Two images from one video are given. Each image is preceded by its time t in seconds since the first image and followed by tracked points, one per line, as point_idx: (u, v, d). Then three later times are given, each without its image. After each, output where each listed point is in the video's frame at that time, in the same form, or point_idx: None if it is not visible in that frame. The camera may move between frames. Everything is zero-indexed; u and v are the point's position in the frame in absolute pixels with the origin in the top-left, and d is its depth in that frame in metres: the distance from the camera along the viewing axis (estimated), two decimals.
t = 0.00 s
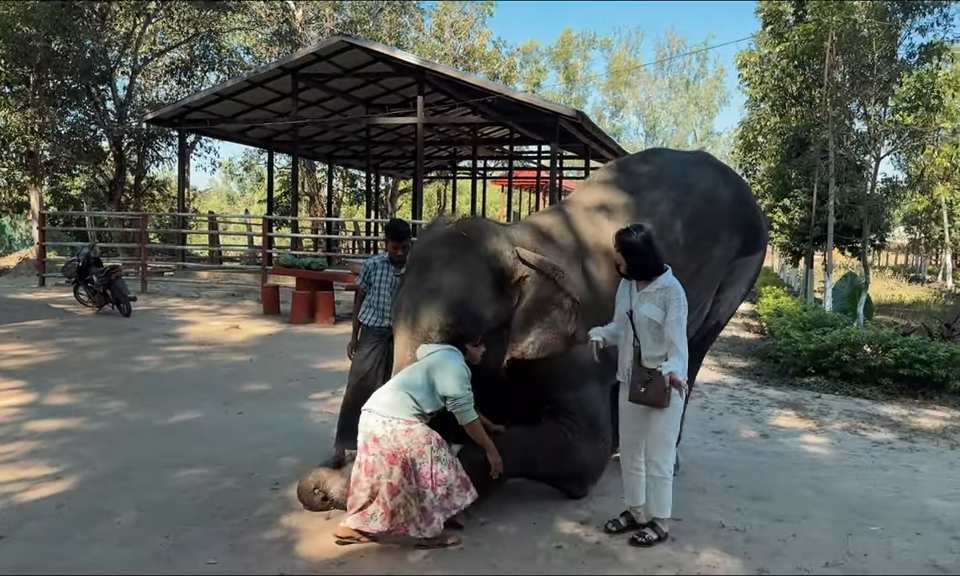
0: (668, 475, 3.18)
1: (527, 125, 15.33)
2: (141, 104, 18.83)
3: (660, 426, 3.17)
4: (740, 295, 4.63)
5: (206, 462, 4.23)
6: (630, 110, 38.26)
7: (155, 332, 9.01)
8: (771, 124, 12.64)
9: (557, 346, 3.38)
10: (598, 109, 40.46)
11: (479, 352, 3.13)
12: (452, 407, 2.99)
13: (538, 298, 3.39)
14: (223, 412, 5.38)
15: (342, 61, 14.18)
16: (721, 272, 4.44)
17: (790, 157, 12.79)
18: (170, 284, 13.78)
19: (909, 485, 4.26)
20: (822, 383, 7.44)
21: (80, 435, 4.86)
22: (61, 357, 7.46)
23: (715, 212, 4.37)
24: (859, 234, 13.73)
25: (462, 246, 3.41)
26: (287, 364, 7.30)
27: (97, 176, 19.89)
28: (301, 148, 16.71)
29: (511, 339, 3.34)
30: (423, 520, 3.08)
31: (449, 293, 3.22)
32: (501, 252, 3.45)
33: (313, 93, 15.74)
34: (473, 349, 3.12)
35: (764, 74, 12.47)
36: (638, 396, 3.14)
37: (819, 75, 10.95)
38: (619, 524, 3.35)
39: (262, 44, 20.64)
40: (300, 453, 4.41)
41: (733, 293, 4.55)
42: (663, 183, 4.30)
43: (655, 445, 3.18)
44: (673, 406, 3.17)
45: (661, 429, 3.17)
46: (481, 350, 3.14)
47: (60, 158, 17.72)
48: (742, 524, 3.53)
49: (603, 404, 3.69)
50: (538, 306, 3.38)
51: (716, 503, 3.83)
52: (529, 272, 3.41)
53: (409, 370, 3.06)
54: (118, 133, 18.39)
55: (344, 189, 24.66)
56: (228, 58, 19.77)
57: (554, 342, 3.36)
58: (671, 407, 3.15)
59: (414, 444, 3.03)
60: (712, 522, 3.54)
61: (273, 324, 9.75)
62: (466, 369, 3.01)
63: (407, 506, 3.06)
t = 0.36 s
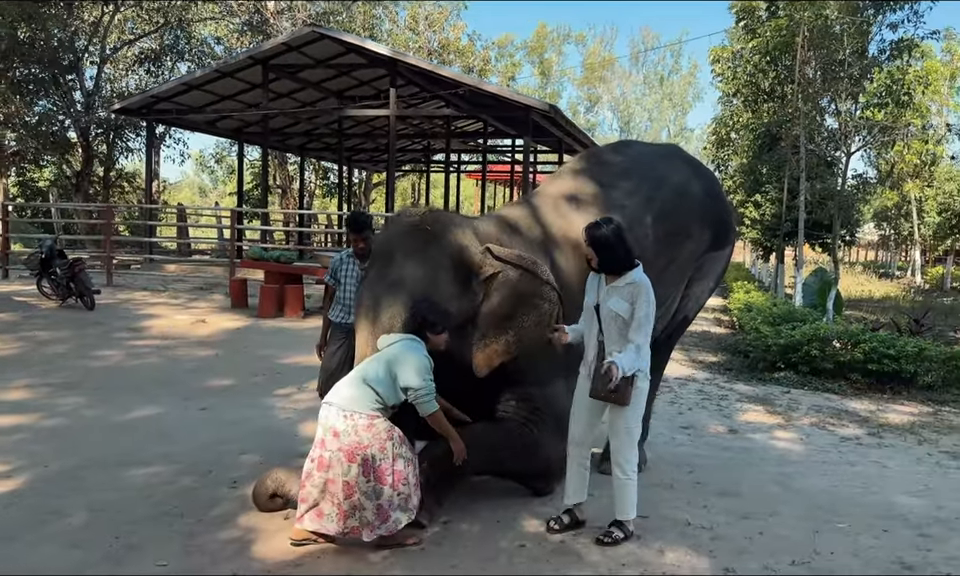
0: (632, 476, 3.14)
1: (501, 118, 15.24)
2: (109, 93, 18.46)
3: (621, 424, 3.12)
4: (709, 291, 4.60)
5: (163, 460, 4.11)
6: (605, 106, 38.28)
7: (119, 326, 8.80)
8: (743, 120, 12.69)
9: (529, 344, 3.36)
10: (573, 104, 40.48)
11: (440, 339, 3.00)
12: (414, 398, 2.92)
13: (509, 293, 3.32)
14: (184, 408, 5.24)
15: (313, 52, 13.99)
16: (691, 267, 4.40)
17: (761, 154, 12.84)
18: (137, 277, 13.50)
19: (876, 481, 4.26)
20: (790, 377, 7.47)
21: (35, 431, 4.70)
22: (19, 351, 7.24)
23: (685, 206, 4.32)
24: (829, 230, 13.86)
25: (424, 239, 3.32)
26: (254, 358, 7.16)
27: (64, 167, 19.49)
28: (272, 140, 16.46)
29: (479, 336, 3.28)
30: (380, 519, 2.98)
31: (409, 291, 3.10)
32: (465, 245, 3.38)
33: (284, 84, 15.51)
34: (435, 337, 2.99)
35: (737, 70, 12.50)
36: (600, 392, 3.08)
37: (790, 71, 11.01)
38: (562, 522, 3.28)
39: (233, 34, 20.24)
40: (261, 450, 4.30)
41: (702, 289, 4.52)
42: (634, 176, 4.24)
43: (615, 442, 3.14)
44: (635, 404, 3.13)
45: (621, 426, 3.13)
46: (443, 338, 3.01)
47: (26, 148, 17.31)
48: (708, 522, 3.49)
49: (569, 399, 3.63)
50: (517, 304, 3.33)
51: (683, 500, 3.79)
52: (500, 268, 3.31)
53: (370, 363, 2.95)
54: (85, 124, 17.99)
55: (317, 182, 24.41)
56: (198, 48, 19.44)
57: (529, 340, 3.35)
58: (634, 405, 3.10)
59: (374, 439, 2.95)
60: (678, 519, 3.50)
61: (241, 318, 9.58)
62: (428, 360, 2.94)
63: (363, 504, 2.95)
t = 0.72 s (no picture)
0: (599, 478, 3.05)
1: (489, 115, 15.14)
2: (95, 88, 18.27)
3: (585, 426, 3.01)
4: (692, 287, 4.54)
5: (135, 460, 3.99)
6: (595, 104, 38.22)
7: (99, 322, 8.66)
8: (732, 118, 12.64)
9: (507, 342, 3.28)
10: (564, 102, 40.40)
11: (415, 314, 2.90)
12: (388, 383, 2.80)
13: (488, 287, 3.25)
14: (160, 406, 5.13)
15: (300, 47, 13.86)
16: (675, 264, 4.34)
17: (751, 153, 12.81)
18: (120, 272, 13.34)
19: (862, 483, 4.20)
20: (777, 376, 7.42)
21: (5, 429, 4.57)
22: None
23: (669, 202, 4.25)
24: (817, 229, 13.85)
25: (399, 235, 3.25)
26: (235, 355, 7.05)
27: (49, 162, 19.26)
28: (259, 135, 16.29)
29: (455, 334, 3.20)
30: (348, 518, 2.87)
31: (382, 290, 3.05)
32: (441, 241, 3.31)
33: (271, 78, 15.37)
34: (410, 312, 2.89)
35: (726, 68, 12.45)
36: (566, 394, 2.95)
37: (779, 70, 10.98)
38: (535, 528, 3.16)
39: (220, 28, 20.02)
40: (236, 450, 4.19)
41: (685, 286, 4.46)
42: (616, 170, 4.16)
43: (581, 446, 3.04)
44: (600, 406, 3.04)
45: (584, 429, 3.03)
46: (419, 312, 2.92)
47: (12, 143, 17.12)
48: (688, 524, 3.43)
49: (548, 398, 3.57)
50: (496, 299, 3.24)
51: (665, 502, 3.71)
52: (478, 264, 3.26)
53: (345, 350, 2.87)
54: (71, 119, 17.79)
55: (305, 178, 24.23)
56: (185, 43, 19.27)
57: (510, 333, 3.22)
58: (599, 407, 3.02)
59: (347, 434, 2.84)
60: (659, 522, 3.42)
61: (224, 315, 9.45)
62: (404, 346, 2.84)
63: (331, 501, 2.84)
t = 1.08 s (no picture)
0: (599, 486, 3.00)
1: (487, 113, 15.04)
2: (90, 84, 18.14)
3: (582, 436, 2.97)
4: (690, 286, 4.44)
5: (116, 462, 3.88)
6: (594, 104, 38.08)
7: (89, 320, 8.53)
8: (731, 118, 12.56)
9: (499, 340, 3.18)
10: (562, 102, 40.30)
11: (400, 288, 2.82)
12: (367, 364, 2.70)
13: (478, 285, 3.15)
14: (146, 406, 5.02)
15: (296, 43, 13.75)
16: (672, 262, 4.24)
17: (749, 153, 12.73)
18: (113, 270, 13.21)
19: (862, 487, 4.11)
20: (775, 377, 7.32)
21: None
22: None
23: (666, 200, 4.15)
24: (816, 229, 13.77)
25: (388, 231, 3.16)
26: (225, 354, 6.94)
27: (43, 159, 19.12)
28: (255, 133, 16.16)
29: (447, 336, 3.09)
30: (319, 518, 2.76)
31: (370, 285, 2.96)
32: (431, 239, 3.22)
33: (267, 75, 15.26)
34: (394, 286, 2.80)
35: (725, 67, 12.35)
36: (567, 407, 2.92)
37: (778, 69, 10.90)
38: (527, 533, 3.07)
39: (217, 25, 19.93)
40: (222, 451, 4.08)
41: (682, 285, 4.36)
42: (611, 166, 4.06)
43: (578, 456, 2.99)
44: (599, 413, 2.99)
45: (582, 439, 2.97)
46: (403, 287, 2.83)
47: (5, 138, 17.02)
48: (685, 530, 3.33)
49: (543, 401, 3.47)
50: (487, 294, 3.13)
51: (661, 506, 3.61)
52: (469, 261, 3.16)
53: (331, 335, 2.80)
54: (66, 115, 17.64)
55: (301, 176, 24.11)
56: (182, 39, 19.15)
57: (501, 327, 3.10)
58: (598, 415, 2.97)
59: (328, 427, 2.75)
60: (655, 528, 3.32)
61: (217, 313, 9.35)
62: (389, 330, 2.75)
63: (303, 497, 2.73)
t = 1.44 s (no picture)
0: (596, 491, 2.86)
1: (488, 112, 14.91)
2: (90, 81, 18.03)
3: (583, 433, 2.85)
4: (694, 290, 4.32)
5: (100, 469, 3.74)
6: (596, 105, 37.90)
7: (82, 319, 8.40)
8: (735, 119, 12.43)
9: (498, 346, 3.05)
10: (565, 103, 40.11)
11: (397, 280, 2.68)
12: (350, 359, 2.53)
13: (477, 290, 3.04)
14: (135, 409, 4.89)
15: (296, 41, 13.62)
16: (678, 264, 4.11)
17: (753, 154, 12.57)
18: (109, 268, 13.06)
19: (872, 499, 3.97)
20: (780, 382, 7.17)
21: None
22: None
23: (672, 200, 4.02)
24: (821, 232, 13.59)
25: (384, 231, 3.03)
26: (219, 356, 6.80)
27: (42, 156, 18.99)
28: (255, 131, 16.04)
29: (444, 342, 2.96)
30: (298, 530, 2.63)
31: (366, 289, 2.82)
32: (429, 240, 3.10)
33: (267, 73, 15.13)
34: (392, 279, 2.68)
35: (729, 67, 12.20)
36: (568, 401, 2.80)
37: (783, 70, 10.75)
38: (545, 537, 3.01)
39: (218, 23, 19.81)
40: (210, 457, 3.95)
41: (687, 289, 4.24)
42: (615, 164, 3.92)
43: (580, 457, 2.87)
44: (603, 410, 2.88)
45: (586, 438, 2.85)
46: (403, 282, 2.71)
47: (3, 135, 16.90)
48: (692, 544, 3.19)
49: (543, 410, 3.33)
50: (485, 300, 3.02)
51: (666, 519, 3.47)
52: (467, 264, 3.07)
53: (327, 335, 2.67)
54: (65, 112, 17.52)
55: (302, 175, 23.97)
56: (182, 37, 19.04)
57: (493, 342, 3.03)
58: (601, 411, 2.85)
59: (319, 435, 2.61)
60: (659, 542, 3.19)
61: (212, 313, 9.21)
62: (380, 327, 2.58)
63: (283, 506, 2.61)
